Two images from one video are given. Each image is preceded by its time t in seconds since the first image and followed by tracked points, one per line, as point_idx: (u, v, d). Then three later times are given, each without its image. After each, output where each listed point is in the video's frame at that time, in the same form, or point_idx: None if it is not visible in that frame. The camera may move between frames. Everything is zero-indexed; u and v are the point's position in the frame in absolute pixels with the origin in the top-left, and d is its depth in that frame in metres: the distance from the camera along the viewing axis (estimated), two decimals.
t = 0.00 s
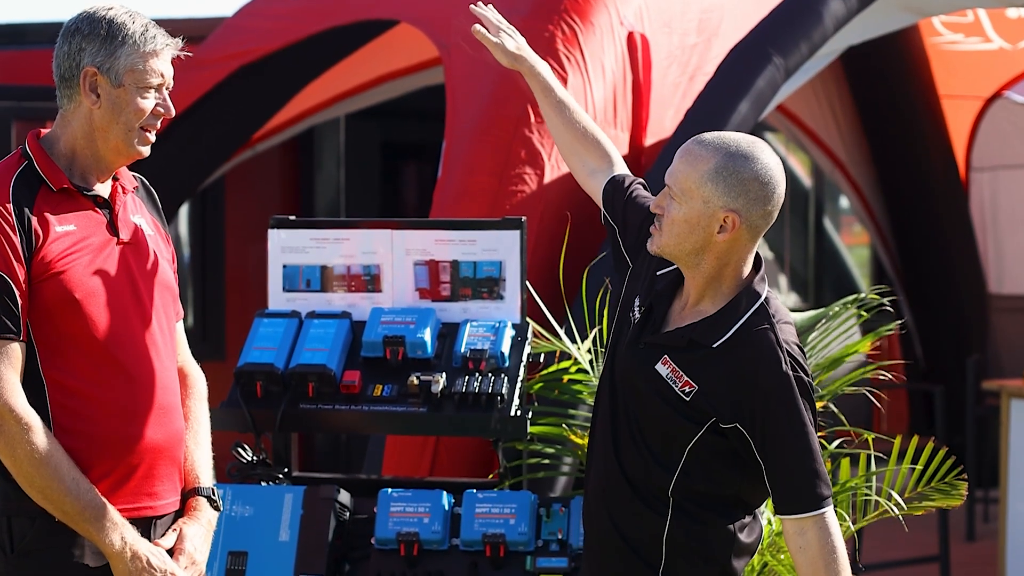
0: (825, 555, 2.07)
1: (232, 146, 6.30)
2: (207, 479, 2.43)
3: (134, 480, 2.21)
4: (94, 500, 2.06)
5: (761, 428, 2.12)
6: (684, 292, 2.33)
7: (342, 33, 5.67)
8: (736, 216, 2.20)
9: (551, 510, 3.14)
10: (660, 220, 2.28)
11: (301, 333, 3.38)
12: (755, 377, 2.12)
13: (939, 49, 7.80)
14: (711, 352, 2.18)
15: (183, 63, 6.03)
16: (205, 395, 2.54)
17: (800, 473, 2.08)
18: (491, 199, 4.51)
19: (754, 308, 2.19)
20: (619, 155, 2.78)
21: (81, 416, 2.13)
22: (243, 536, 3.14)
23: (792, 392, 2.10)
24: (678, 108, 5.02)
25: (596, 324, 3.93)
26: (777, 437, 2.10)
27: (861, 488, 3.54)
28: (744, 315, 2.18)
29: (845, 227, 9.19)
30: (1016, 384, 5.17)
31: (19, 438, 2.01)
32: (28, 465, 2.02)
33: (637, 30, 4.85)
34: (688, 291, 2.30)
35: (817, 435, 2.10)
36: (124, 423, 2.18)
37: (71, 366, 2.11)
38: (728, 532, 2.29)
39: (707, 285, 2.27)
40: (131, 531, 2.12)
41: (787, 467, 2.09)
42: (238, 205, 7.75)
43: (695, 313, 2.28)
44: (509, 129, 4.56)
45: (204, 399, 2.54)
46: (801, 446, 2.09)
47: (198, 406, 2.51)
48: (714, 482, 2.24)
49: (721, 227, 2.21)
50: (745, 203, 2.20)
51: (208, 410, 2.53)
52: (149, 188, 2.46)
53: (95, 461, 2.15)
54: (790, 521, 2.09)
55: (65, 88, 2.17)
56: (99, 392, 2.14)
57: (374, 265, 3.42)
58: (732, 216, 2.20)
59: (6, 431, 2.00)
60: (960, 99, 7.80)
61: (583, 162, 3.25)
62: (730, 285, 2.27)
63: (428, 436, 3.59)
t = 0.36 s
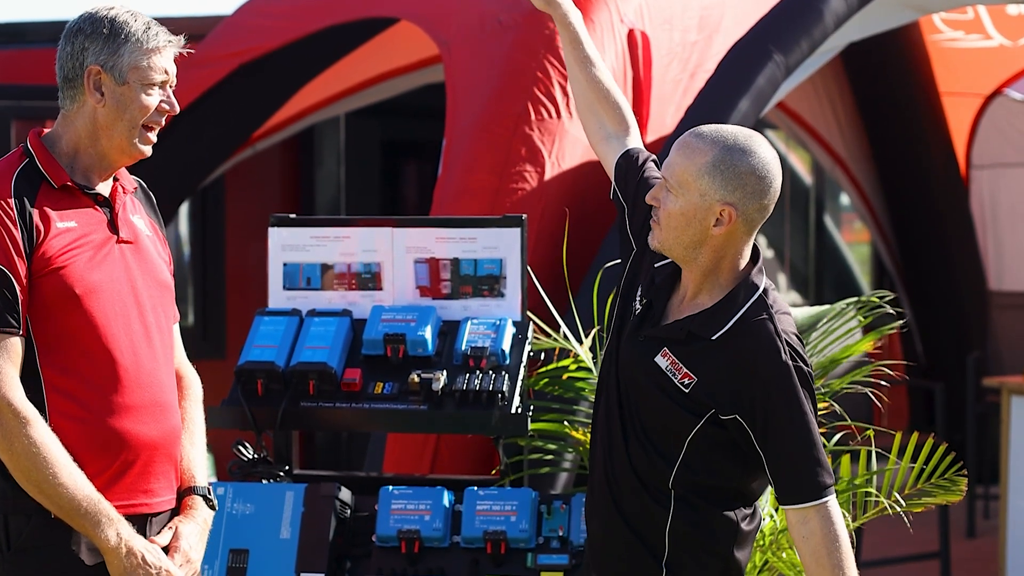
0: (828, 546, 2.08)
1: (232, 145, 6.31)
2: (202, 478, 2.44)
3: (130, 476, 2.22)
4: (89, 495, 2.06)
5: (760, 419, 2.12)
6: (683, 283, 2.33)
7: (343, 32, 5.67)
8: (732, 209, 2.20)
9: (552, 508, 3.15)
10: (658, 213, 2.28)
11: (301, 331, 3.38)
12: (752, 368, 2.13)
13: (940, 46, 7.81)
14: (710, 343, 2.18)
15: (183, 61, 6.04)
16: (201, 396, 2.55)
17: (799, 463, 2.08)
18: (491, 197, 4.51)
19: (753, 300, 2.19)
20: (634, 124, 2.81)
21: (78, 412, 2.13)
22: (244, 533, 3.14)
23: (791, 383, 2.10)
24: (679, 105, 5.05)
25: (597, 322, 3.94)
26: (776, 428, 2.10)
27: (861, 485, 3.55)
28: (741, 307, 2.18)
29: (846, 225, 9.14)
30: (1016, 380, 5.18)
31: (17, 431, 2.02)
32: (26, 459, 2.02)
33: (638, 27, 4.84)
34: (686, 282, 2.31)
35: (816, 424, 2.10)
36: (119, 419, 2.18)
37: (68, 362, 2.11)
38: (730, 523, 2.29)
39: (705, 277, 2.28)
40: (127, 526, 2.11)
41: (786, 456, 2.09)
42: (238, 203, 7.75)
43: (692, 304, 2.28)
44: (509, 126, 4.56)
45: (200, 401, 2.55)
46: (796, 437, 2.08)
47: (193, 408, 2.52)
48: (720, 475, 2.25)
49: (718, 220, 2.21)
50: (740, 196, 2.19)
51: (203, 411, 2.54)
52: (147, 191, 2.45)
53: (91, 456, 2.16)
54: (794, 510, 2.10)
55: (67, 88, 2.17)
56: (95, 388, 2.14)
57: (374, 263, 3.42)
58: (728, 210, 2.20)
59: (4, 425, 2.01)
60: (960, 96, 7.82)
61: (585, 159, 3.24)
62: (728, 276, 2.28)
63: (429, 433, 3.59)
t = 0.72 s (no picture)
0: (849, 546, 2.08)
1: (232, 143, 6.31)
2: (201, 475, 2.44)
3: (130, 475, 2.22)
4: (90, 494, 2.07)
5: (773, 422, 2.13)
6: (692, 289, 2.32)
7: (343, 30, 5.67)
8: (776, 212, 2.24)
9: (553, 506, 3.15)
10: (703, 245, 2.19)
11: (302, 329, 3.39)
12: (765, 371, 2.13)
13: (941, 44, 7.74)
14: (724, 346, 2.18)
15: (183, 60, 6.05)
16: (199, 393, 2.55)
17: (815, 465, 2.09)
18: (492, 195, 4.51)
19: (763, 303, 2.18)
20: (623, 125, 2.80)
21: (77, 410, 2.14)
22: (246, 531, 3.15)
23: (805, 385, 2.10)
24: (680, 104, 5.03)
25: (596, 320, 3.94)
26: (789, 431, 2.10)
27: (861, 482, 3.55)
28: (753, 311, 2.18)
29: (846, 222, 9.21)
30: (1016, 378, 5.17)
31: (17, 431, 2.02)
32: (26, 458, 2.03)
33: (638, 25, 4.85)
34: (699, 288, 2.30)
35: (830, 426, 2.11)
36: (118, 417, 2.18)
37: (67, 360, 2.11)
38: (737, 521, 2.30)
39: (723, 283, 2.28)
40: (128, 524, 2.12)
41: (803, 459, 2.09)
42: (239, 202, 7.76)
43: (709, 311, 2.27)
44: (509, 124, 4.56)
45: (198, 397, 2.55)
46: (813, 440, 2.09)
47: (192, 404, 2.52)
48: (727, 474, 2.25)
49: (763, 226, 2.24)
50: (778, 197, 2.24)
51: (201, 408, 2.54)
52: (143, 188, 2.46)
53: (91, 455, 2.16)
54: (810, 512, 2.10)
55: (59, 85, 2.17)
56: (94, 386, 2.14)
57: (375, 262, 3.43)
58: (773, 213, 2.23)
59: (4, 424, 2.01)
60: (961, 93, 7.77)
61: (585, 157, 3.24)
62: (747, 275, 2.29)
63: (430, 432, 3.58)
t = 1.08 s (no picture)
0: (843, 554, 2.09)
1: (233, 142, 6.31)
2: (203, 472, 2.45)
3: (131, 474, 2.23)
4: (92, 495, 2.07)
5: (775, 423, 2.14)
6: (691, 285, 2.33)
7: (343, 29, 5.67)
8: (743, 203, 2.20)
9: (553, 504, 3.15)
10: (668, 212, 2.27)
11: (303, 328, 3.39)
12: (768, 371, 2.13)
13: (940, 43, 7.67)
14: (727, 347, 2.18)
15: (184, 59, 6.05)
16: (200, 389, 2.55)
17: (814, 466, 2.10)
18: (492, 195, 4.51)
19: (765, 303, 2.19)
20: (619, 134, 2.77)
21: (78, 411, 2.14)
22: (247, 530, 3.15)
23: (807, 386, 2.11)
24: (680, 104, 5.03)
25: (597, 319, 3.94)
26: (792, 431, 2.11)
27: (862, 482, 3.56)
28: (756, 311, 2.18)
29: (846, 220, 9.20)
30: (1017, 377, 5.17)
31: (18, 433, 2.02)
32: (27, 460, 2.03)
33: (638, 24, 4.86)
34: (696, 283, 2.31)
35: (829, 426, 2.12)
36: (120, 416, 2.18)
37: (68, 361, 2.12)
38: (739, 522, 2.30)
39: (720, 280, 2.28)
40: (131, 524, 2.12)
41: (804, 460, 2.10)
42: (239, 201, 7.76)
43: (705, 307, 2.28)
44: (510, 123, 4.57)
45: (199, 393, 2.55)
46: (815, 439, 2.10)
47: (193, 401, 2.52)
48: (728, 473, 2.26)
49: (730, 215, 2.22)
50: (751, 189, 2.20)
51: (202, 404, 2.55)
52: (140, 185, 2.46)
53: (92, 455, 2.17)
54: (805, 515, 2.11)
55: (52, 86, 2.18)
56: (94, 386, 2.15)
57: (376, 261, 3.43)
58: (740, 204, 2.20)
59: (3, 426, 2.02)
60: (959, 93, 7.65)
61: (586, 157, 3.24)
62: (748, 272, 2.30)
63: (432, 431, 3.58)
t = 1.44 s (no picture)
0: (841, 552, 2.09)
1: (234, 142, 6.31)
2: (206, 471, 2.45)
3: (134, 475, 2.23)
4: (95, 495, 2.07)
5: (774, 417, 2.14)
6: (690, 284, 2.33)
7: (344, 29, 5.68)
8: (741, 201, 2.20)
9: (554, 504, 3.15)
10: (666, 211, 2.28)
11: (304, 327, 3.39)
12: (767, 367, 2.13)
13: (942, 43, 7.66)
14: (724, 344, 2.19)
15: (185, 59, 6.06)
16: (203, 387, 2.56)
17: (814, 461, 2.11)
18: (493, 194, 4.51)
19: (765, 299, 2.19)
20: (615, 139, 2.77)
21: (81, 410, 2.14)
22: (248, 529, 3.15)
23: (807, 381, 2.11)
24: (680, 104, 5.04)
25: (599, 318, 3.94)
26: (792, 428, 2.12)
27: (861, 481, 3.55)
28: (755, 307, 2.18)
29: (847, 220, 9.26)
30: (1018, 376, 5.17)
31: (21, 434, 2.02)
32: (29, 461, 2.03)
33: (639, 24, 4.86)
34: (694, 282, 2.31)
35: (829, 421, 2.13)
36: (123, 417, 2.19)
37: (71, 360, 2.12)
38: (739, 522, 2.30)
39: (718, 277, 2.28)
40: (133, 524, 2.13)
41: (805, 454, 2.11)
42: (240, 200, 7.76)
43: (702, 306, 2.28)
44: (511, 123, 4.57)
45: (201, 391, 2.56)
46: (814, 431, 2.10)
47: (196, 399, 2.53)
48: (728, 473, 2.26)
49: (728, 213, 2.22)
50: (748, 187, 2.20)
51: (205, 402, 2.55)
52: (143, 183, 2.47)
53: (95, 455, 2.17)
54: (804, 511, 2.11)
55: (55, 83, 2.18)
56: (98, 386, 2.15)
57: (377, 260, 3.43)
58: (738, 201, 2.20)
59: (6, 427, 2.02)
60: (961, 92, 7.68)
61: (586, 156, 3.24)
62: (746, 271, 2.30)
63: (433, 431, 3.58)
